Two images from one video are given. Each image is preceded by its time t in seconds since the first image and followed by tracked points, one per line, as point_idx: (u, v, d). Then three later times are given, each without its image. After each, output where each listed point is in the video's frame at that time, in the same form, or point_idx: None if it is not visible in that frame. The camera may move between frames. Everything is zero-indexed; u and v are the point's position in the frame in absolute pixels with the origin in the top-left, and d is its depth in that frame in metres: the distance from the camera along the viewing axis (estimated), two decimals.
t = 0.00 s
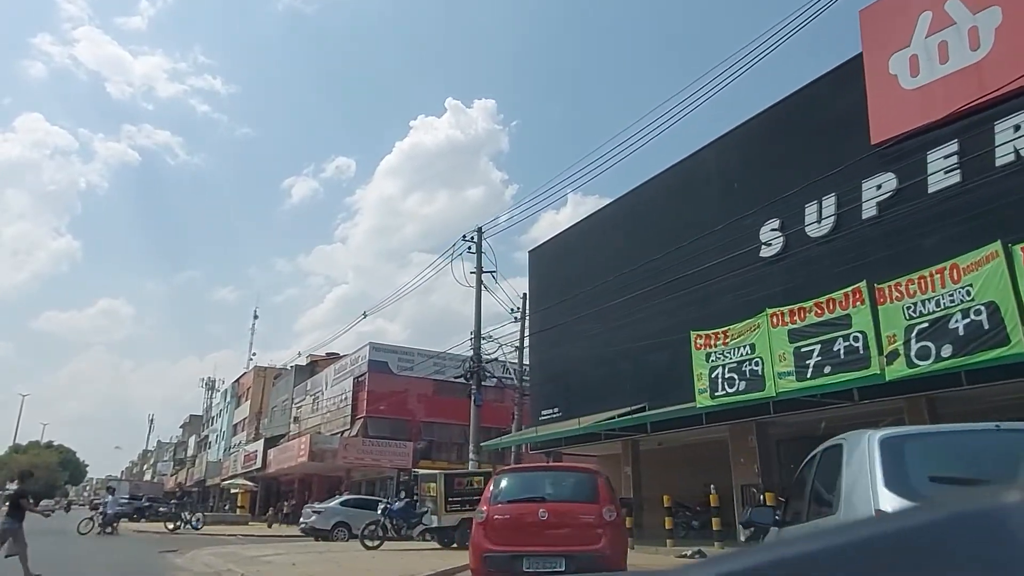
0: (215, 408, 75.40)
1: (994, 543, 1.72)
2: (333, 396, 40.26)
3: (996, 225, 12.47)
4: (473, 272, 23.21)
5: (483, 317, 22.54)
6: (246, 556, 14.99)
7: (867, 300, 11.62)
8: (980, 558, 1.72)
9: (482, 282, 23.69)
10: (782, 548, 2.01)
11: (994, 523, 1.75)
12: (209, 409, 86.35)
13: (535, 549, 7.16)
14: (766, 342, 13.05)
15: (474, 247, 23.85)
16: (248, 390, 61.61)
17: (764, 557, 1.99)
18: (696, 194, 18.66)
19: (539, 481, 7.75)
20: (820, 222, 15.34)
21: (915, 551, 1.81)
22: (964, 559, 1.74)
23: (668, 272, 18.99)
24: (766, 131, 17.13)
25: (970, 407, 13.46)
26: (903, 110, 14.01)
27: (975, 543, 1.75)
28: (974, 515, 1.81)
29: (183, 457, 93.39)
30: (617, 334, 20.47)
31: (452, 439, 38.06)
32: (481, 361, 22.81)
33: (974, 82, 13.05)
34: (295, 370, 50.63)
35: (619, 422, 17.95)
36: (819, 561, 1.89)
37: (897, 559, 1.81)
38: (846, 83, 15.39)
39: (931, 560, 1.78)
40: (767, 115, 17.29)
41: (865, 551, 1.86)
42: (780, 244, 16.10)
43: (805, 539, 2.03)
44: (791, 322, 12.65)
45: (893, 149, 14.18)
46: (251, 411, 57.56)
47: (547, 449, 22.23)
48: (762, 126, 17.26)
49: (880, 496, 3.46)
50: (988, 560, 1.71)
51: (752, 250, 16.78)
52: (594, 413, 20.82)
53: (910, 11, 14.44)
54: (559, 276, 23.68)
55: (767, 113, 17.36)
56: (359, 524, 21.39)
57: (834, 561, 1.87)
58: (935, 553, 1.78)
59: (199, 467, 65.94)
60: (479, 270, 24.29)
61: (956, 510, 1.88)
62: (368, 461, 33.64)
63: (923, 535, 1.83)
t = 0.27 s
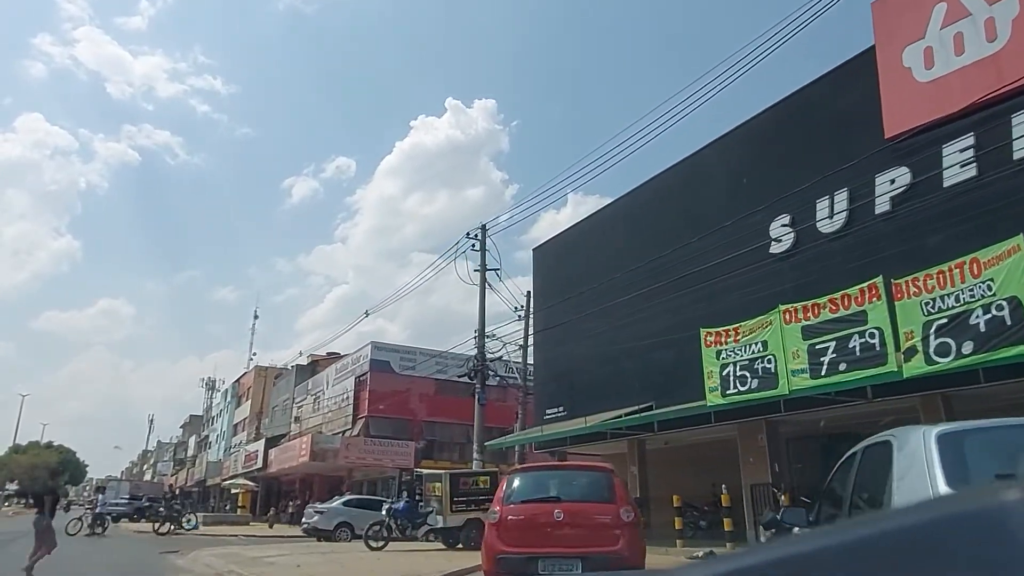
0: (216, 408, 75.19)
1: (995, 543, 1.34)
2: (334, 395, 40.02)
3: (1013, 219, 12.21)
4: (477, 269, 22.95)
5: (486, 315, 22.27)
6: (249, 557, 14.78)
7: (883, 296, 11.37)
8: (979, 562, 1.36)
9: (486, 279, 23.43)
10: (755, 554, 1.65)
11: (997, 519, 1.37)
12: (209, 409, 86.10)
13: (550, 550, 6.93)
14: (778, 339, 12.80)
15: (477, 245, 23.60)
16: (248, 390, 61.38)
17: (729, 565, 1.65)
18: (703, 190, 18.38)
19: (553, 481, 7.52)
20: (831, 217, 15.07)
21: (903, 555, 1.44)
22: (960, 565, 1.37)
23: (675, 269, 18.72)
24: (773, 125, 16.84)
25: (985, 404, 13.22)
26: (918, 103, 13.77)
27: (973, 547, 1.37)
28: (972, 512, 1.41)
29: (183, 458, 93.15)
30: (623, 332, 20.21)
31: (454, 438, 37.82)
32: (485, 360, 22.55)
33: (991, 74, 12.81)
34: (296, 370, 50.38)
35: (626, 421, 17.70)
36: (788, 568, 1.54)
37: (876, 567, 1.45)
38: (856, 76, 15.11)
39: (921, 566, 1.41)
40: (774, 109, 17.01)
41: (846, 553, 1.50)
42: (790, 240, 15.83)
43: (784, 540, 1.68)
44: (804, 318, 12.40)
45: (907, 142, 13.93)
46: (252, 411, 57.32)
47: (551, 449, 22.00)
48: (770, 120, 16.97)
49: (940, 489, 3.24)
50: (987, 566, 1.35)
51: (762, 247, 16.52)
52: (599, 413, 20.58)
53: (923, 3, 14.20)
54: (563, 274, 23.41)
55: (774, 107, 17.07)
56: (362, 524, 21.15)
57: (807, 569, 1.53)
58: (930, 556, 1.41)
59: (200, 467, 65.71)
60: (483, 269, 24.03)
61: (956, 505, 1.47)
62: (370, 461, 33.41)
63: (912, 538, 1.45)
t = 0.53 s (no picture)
0: (216, 408, 74.95)
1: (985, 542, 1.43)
2: (336, 395, 39.80)
3: None
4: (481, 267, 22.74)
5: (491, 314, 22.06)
6: (251, 558, 14.58)
7: (898, 292, 11.17)
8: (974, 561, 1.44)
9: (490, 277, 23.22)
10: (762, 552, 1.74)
11: (987, 519, 1.45)
12: (210, 409, 85.89)
13: (565, 552, 6.72)
14: (790, 337, 12.60)
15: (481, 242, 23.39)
16: (249, 390, 61.14)
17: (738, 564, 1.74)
18: (710, 187, 18.18)
19: (567, 481, 7.31)
20: (842, 213, 14.87)
21: (899, 555, 1.52)
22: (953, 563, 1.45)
23: (682, 266, 18.50)
24: (782, 121, 16.65)
25: (999, 403, 13.03)
26: (931, 97, 13.58)
27: (965, 548, 1.45)
28: (963, 513, 1.49)
29: (184, 458, 92.95)
30: (629, 330, 20.00)
31: (457, 438, 37.60)
32: (489, 358, 22.34)
33: (1006, 67, 12.61)
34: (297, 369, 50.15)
35: (633, 420, 17.50)
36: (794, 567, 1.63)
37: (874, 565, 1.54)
38: (866, 71, 14.93)
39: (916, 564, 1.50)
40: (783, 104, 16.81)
41: (847, 554, 1.58)
42: (800, 236, 15.62)
43: (789, 540, 1.76)
44: (817, 315, 12.20)
45: (919, 137, 13.74)
46: (253, 411, 57.10)
47: (556, 448, 21.80)
48: (778, 115, 16.77)
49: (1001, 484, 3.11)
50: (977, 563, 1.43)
51: (770, 244, 16.32)
52: (604, 412, 20.36)
53: None
54: (568, 272, 23.18)
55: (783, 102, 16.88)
56: (365, 524, 20.95)
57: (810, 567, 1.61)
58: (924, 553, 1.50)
59: (200, 468, 65.49)
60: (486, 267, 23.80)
61: (950, 506, 1.55)
62: (372, 461, 33.20)
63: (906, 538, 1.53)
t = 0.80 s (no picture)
0: (217, 408, 74.81)
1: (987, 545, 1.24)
2: (338, 395, 39.63)
3: None
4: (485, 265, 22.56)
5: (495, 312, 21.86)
6: (253, 559, 14.41)
7: (912, 288, 10.97)
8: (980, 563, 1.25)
9: (493, 276, 23.04)
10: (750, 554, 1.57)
11: (992, 517, 1.27)
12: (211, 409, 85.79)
13: (578, 553, 6.53)
14: (801, 334, 12.40)
15: (485, 240, 23.20)
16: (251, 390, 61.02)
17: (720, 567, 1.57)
18: (718, 183, 18.00)
19: (579, 480, 7.13)
20: (852, 210, 14.68)
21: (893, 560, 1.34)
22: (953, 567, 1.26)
23: (689, 263, 18.31)
24: (791, 116, 16.48)
25: (1012, 401, 12.84)
26: (942, 91, 13.38)
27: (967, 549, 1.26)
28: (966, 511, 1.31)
29: (185, 458, 92.87)
30: (635, 328, 19.80)
31: (459, 438, 37.42)
32: (493, 357, 22.16)
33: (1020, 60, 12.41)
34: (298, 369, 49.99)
35: (639, 419, 17.31)
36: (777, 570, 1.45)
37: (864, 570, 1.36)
38: (876, 66, 14.74)
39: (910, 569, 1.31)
40: (791, 100, 16.63)
41: (845, 555, 1.40)
42: (809, 233, 15.43)
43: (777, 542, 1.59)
44: (829, 312, 12.01)
45: (931, 132, 13.53)
46: (254, 411, 56.98)
47: (561, 448, 21.62)
48: (787, 110, 16.60)
49: None
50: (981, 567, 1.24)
51: (779, 240, 16.13)
52: (610, 411, 20.17)
53: None
54: (572, 270, 22.99)
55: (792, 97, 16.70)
56: (368, 525, 20.77)
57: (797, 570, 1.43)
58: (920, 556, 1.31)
59: (202, 468, 65.36)
60: (490, 265, 23.59)
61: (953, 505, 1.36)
62: (375, 461, 33.04)
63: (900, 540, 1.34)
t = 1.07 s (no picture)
0: (218, 408, 74.62)
1: (984, 544, 1.25)
2: (339, 394, 39.45)
3: None
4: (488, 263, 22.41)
5: (498, 311, 21.69)
6: (255, 560, 14.25)
7: (925, 285, 10.80)
8: (978, 561, 1.26)
9: (497, 274, 22.89)
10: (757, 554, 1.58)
11: (989, 516, 1.27)
12: (212, 409, 85.71)
13: (590, 553, 6.37)
14: (811, 332, 12.23)
15: (490, 238, 23.04)
16: (252, 390, 60.85)
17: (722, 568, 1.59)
18: (725, 180, 17.84)
19: (591, 479, 6.95)
20: (861, 206, 14.52)
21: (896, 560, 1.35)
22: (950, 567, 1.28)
23: (697, 261, 18.16)
24: (800, 112, 16.31)
25: None
26: (954, 85, 13.23)
27: (966, 547, 1.27)
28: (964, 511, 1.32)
29: (186, 458, 92.76)
30: (641, 327, 19.64)
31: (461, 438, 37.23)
32: (496, 356, 21.98)
33: None
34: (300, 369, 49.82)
35: (645, 419, 17.12)
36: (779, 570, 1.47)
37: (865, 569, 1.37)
38: (886, 61, 14.58)
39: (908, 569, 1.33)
40: (800, 95, 16.46)
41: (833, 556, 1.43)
42: (817, 230, 15.28)
43: (783, 542, 1.60)
44: (839, 309, 11.84)
45: (942, 127, 13.37)
46: (255, 411, 56.84)
47: (565, 448, 21.45)
48: (795, 105, 16.43)
49: None
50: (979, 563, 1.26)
51: (787, 237, 15.96)
52: (615, 410, 19.99)
53: None
54: (578, 268, 22.84)
55: (800, 92, 16.54)
56: (371, 525, 20.62)
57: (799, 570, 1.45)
58: (920, 558, 1.32)
59: (203, 468, 65.23)
60: (494, 264, 23.42)
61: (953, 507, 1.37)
62: (376, 461, 32.88)
63: (901, 541, 1.35)
